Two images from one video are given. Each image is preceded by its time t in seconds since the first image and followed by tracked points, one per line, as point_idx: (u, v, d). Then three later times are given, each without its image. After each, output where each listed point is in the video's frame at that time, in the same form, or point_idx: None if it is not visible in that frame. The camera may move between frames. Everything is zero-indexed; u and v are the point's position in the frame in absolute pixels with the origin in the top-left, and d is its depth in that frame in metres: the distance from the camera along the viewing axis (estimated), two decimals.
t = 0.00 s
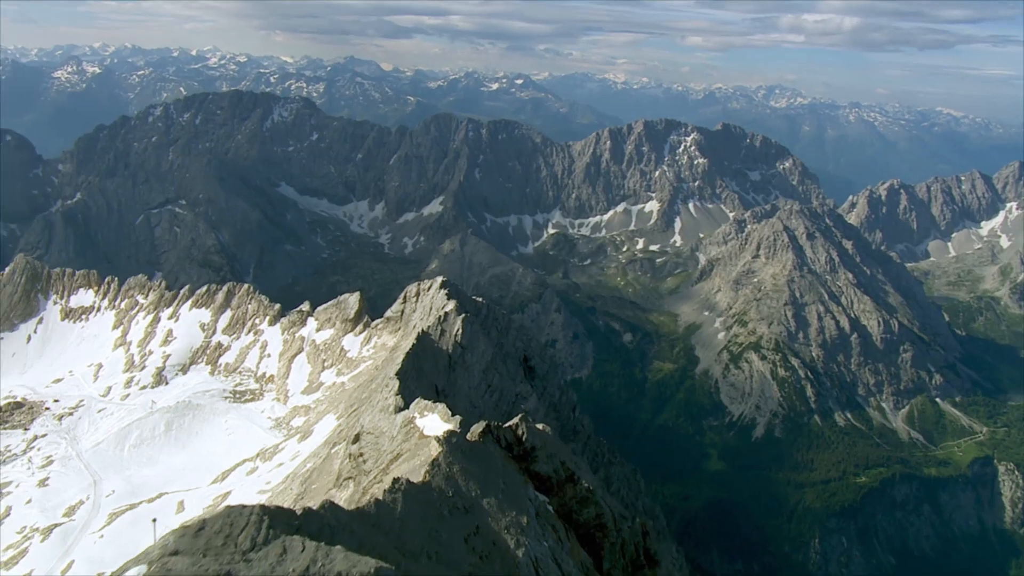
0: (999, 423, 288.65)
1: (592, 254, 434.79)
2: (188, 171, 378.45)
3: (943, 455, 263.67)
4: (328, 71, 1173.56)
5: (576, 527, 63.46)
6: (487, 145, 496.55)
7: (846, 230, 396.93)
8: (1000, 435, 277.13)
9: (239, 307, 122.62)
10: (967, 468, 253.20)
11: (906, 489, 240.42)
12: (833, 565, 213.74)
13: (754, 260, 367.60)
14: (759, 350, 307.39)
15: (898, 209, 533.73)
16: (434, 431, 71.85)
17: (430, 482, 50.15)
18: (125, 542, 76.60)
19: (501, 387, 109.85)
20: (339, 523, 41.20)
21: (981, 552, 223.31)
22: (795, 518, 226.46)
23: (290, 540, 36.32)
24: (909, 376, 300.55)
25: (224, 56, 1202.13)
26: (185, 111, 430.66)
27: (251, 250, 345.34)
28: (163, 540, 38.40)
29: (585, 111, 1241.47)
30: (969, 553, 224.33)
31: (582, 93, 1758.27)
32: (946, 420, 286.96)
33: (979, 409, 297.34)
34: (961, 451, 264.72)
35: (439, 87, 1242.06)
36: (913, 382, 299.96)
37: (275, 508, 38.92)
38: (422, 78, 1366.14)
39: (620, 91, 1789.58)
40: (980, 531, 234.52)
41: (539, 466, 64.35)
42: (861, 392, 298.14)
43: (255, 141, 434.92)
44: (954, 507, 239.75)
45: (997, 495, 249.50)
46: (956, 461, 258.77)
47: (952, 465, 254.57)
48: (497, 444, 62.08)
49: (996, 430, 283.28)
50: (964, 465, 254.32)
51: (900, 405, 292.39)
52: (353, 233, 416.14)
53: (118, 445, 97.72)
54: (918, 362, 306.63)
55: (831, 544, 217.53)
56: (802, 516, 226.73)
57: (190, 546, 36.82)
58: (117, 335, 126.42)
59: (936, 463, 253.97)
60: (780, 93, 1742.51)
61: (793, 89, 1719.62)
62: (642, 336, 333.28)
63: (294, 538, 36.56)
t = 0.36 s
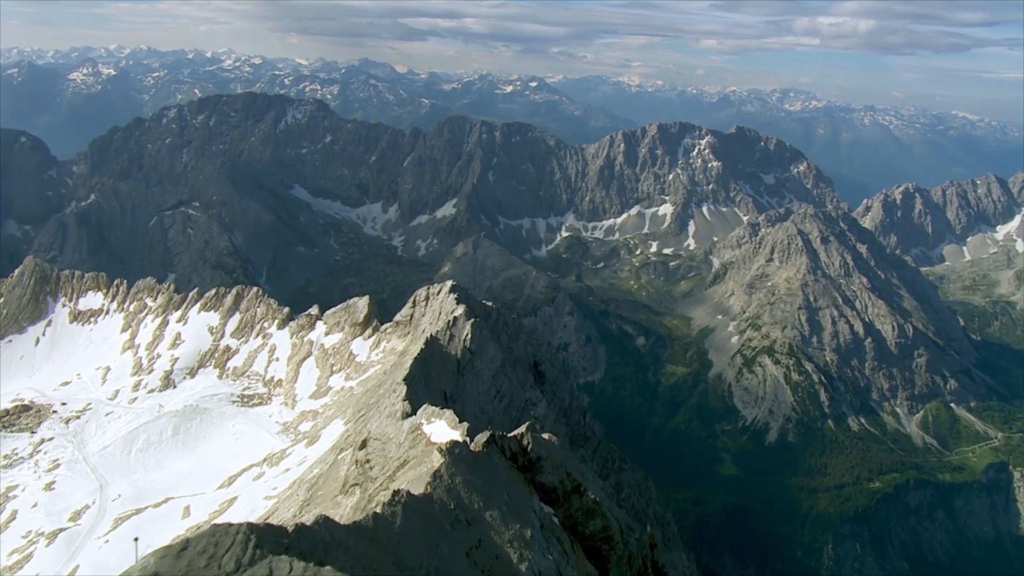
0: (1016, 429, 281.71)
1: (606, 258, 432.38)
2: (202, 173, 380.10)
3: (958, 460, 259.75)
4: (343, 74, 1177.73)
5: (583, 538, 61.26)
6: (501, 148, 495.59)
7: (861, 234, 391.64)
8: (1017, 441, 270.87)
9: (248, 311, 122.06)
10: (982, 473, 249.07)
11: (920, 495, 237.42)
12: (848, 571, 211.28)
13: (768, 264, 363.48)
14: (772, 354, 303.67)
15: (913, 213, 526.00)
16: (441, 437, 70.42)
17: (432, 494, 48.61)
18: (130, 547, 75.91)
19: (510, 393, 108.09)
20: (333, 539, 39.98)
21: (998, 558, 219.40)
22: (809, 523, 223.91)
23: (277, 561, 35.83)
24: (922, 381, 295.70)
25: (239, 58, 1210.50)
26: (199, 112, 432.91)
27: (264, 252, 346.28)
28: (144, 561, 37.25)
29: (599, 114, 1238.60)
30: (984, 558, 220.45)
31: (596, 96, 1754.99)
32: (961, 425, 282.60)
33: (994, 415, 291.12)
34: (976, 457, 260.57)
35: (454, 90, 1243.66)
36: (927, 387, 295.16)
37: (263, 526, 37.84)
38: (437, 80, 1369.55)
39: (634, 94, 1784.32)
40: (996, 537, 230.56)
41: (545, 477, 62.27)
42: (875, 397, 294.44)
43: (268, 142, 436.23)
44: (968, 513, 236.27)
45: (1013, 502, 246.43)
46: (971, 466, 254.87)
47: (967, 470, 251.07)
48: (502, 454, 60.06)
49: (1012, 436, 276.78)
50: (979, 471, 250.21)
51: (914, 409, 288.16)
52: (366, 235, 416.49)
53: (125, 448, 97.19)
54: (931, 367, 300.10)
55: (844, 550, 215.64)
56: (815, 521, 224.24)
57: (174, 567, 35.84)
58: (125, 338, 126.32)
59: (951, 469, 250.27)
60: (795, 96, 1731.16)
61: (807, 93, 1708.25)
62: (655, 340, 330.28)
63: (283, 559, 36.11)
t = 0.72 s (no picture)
0: None
1: (619, 260, 429.63)
2: (215, 174, 381.81)
3: (972, 465, 255.93)
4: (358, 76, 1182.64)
5: (590, 551, 58.56)
6: (515, 150, 494.46)
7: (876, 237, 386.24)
8: None
9: (256, 313, 121.46)
10: (997, 479, 244.97)
11: (934, 500, 234.75)
12: None
13: (782, 268, 359.16)
14: (786, 358, 299.94)
15: (928, 216, 518.47)
16: (449, 443, 68.95)
17: (432, 506, 46.80)
18: (137, 551, 75.36)
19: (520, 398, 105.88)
20: (326, 555, 38.81)
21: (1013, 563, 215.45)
22: (821, 529, 221.53)
23: None
24: (938, 386, 290.78)
25: (254, 60, 1218.38)
26: (213, 114, 435.26)
27: (278, 254, 347.34)
28: None
29: (613, 117, 1235.27)
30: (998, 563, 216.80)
31: (610, 99, 1750.51)
32: (976, 430, 278.05)
33: (1011, 421, 284.86)
34: (991, 462, 256.37)
35: (469, 91, 1245.25)
36: (942, 392, 290.46)
37: (250, 543, 37.11)
38: (451, 82, 1372.03)
39: (648, 97, 1778.60)
40: (1011, 544, 226.66)
41: (550, 488, 60.10)
42: (890, 402, 290.32)
43: (282, 144, 437.78)
44: (983, 519, 232.90)
45: None
46: (986, 471, 250.82)
47: (982, 475, 247.33)
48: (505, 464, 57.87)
49: None
50: (994, 476, 246.27)
51: (928, 414, 284.03)
52: (380, 237, 417.04)
53: (132, 452, 96.76)
54: (947, 372, 296.04)
55: (857, 556, 214.35)
56: (829, 526, 222.16)
57: None
58: (134, 340, 126.24)
59: (965, 474, 247.35)
60: (809, 100, 1719.24)
61: (822, 96, 1695.30)
62: (669, 343, 327.31)
63: None
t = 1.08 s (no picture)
0: None
1: (633, 263, 427.02)
2: (229, 175, 383.44)
3: (987, 471, 252.18)
4: (372, 77, 1186.33)
5: (595, 565, 54.13)
6: (528, 152, 492.97)
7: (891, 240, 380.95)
8: None
9: (265, 316, 121.00)
10: (1013, 485, 241.04)
11: (949, 506, 231.32)
12: None
13: (796, 271, 354.73)
14: (799, 361, 296.10)
15: (944, 219, 511.27)
16: (456, 450, 67.51)
17: (433, 518, 45.62)
18: (142, 556, 74.54)
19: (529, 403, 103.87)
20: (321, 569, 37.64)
21: None
22: (835, 534, 218.13)
23: None
24: (952, 392, 286.75)
25: (269, 61, 1224.28)
26: (227, 115, 437.31)
27: (291, 256, 348.45)
28: None
29: (627, 119, 1230.78)
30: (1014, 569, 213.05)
31: (624, 101, 1745.09)
32: (991, 435, 273.31)
33: None
34: (1007, 468, 252.45)
35: (483, 93, 1245.09)
36: (957, 398, 286.29)
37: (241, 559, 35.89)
38: (465, 84, 1372.82)
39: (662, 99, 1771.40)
40: None
41: (556, 499, 56.03)
42: (904, 406, 286.26)
43: (296, 145, 439.01)
44: (999, 525, 229.40)
45: None
46: (1001, 477, 246.90)
47: (996, 481, 244.00)
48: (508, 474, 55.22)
49: None
50: (1010, 483, 242.33)
51: (943, 419, 280.05)
52: (393, 239, 417.60)
53: (138, 455, 96.29)
54: (962, 377, 292.00)
55: (871, 561, 210.67)
56: (842, 531, 218.84)
57: None
58: (142, 342, 126.06)
59: (980, 480, 244.03)
60: (824, 102, 1705.83)
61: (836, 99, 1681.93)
62: (682, 346, 324.30)
63: None
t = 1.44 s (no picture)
0: None
1: (647, 266, 424.35)
2: (243, 176, 385.05)
3: (1003, 476, 246.88)
4: (387, 79, 1190.52)
5: None
6: (542, 154, 491.42)
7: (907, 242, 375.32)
8: None
9: (275, 319, 120.51)
10: None
11: (964, 511, 227.58)
12: None
13: (810, 274, 350.23)
14: (813, 365, 292.15)
15: (959, 223, 503.75)
16: (463, 456, 66.06)
17: (434, 531, 44.10)
18: (147, 560, 73.89)
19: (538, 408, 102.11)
20: None
21: None
22: (849, 540, 214.48)
23: None
24: (968, 396, 282.07)
25: (285, 63, 1232.41)
26: (242, 116, 439.54)
27: (305, 257, 349.37)
28: None
29: (642, 121, 1226.03)
30: None
31: (638, 103, 1740.88)
32: (1007, 439, 266.84)
33: None
34: None
35: (497, 95, 1246.03)
36: (972, 402, 281.59)
37: None
38: (480, 86, 1373.96)
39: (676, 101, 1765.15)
40: None
41: (562, 510, 53.89)
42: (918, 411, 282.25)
43: (310, 147, 440.28)
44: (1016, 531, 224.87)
45: None
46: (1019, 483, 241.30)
47: (1012, 486, 238.57)
48: (512, 484, 53.54)
49: None
50: None
51: (958, 423, 275.38)
52: (407, 240, 418.10)
53: (146, 458, 95.89)
54: (978, 381, 286.92)
55: (886, 566, 208.25)
56: (856, 536, 215.29)
57: None
58: (151, 344, 125.93)
59: (996, 484, 239.01)
60: (840, 105, 1691.68)
61: (852, 101, 1667.07)
62: (695, 349, 321.10)
63: None
